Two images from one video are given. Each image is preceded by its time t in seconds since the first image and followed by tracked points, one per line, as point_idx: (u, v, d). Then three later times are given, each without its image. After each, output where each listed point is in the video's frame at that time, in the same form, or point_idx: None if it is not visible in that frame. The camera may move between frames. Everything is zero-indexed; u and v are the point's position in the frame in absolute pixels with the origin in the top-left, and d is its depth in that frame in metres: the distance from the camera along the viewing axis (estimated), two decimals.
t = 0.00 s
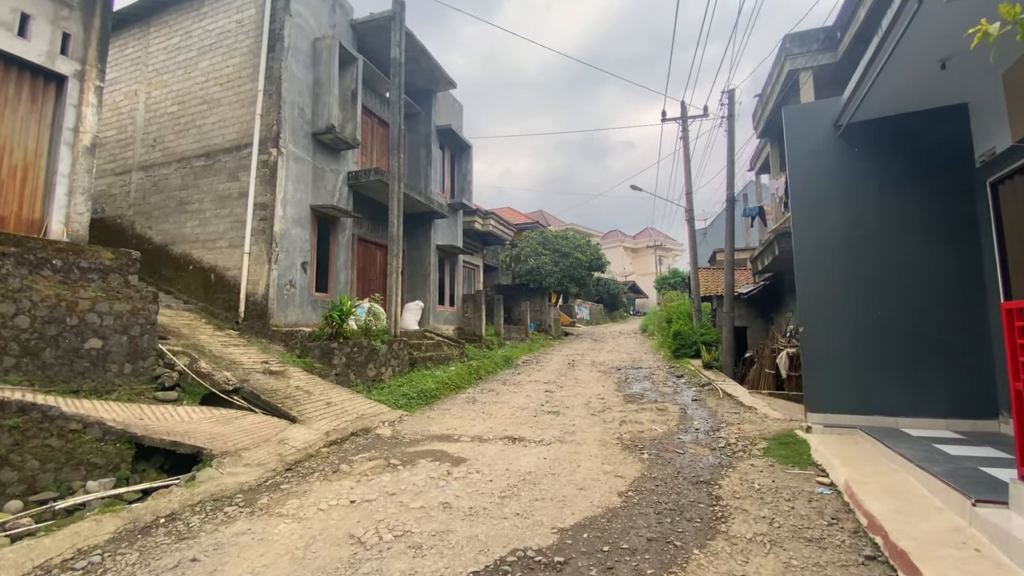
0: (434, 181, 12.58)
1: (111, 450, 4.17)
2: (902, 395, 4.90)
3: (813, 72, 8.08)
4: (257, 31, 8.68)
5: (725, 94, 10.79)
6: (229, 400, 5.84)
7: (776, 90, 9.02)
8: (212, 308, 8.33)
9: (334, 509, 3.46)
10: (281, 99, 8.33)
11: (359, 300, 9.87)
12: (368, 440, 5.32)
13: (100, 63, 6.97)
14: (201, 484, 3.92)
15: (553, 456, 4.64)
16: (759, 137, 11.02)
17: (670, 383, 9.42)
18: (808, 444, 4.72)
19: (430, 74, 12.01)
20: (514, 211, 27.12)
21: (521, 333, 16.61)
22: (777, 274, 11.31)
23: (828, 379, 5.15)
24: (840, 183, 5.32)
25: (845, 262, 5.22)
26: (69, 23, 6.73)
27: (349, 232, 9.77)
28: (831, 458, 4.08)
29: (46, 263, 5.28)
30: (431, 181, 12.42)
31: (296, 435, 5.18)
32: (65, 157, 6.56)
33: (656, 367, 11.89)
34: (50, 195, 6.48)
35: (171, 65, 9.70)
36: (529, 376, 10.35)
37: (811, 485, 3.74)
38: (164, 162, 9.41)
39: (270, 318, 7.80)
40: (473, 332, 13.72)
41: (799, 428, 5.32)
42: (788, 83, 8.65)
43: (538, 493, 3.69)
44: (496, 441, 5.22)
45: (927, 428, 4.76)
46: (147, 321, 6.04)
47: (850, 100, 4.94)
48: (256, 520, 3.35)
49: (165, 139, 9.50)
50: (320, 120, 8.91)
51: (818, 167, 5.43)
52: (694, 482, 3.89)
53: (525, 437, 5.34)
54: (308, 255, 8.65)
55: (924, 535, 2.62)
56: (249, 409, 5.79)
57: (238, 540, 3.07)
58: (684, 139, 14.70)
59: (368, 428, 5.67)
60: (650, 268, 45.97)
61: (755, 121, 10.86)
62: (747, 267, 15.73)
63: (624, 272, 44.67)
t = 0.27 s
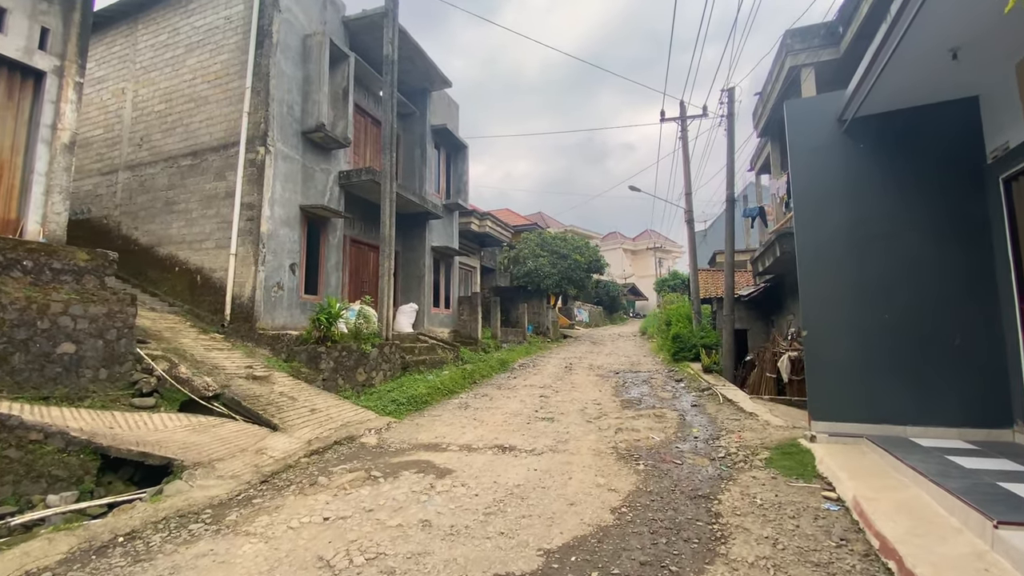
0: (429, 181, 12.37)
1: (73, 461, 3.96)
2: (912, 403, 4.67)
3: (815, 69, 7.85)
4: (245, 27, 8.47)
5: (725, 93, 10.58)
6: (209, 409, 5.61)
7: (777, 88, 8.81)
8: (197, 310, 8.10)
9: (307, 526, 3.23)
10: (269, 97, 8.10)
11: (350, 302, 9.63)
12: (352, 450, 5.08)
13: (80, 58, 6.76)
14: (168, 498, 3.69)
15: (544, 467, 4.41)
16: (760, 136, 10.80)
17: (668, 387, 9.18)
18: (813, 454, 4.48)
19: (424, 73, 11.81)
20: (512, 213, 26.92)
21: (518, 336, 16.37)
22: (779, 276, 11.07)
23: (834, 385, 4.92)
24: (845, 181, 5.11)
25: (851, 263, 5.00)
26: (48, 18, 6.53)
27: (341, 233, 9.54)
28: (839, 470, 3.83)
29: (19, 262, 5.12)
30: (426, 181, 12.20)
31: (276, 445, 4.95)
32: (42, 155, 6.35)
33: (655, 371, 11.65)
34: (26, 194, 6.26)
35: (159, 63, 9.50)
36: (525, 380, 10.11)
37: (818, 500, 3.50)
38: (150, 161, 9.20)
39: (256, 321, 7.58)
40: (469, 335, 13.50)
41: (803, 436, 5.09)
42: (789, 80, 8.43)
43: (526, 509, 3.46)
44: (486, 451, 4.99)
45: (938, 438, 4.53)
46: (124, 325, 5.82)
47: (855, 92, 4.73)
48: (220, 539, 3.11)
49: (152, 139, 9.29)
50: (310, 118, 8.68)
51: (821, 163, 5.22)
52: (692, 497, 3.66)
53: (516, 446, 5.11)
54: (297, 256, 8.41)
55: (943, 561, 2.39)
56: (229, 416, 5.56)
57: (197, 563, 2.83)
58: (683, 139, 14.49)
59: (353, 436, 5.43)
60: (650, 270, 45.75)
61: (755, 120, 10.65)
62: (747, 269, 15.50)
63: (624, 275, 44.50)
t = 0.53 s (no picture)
0: (422, 181, 12.14)
1: (28, 473, 3.73)
2: (919, 410, 4.42)
3: (816, 63, 7.63)
4: (231, 21, 8.25)
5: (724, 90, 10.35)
6: (184, 416, 5.36)
7: (776, 83, 8.59)
8: (180, 312, 7.86)
9: (270, 544, 2.98)
10: (254, 92, 7.86)
11: (339, 304, 9.38)
12: (331, 459, 4.82)
13: (56, 52, 6.53)
14: (126, 514, 3.44)
15: (532, 478, 4.15)
16: (760, 134, 10.58)
17: (666, 392, 8.93)
18: (818, 464, 4.22)
19: (418, 70, 11.60)
20: (510, 215, 26.71)
21: (514, 338, 16.12)
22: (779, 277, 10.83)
23: (837, 391, 4.68)
24: (848, 176, 4.88)
25: (854, 262, 4.77)
26: (22, 9, 6.30)
27: (330, 233, 9.30)
28: (846, 483, 3.58)
29: None
30: (419, 181, 11.98)
31: (251, 453, 4.69)
32: (14, 151, 6.11)
33: (653, 374, 11.40)
34: None
35: (144, 59, 9.27)
36: (519, 384, 9.87)
37: (825, 516, 3.24)
38: (135, 159, 8.96)
39: (240, 324, 7.33)
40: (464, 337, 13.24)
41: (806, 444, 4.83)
42: (789, 75, 8.20)
43: (509, 525, 3.21)
44: (472, 460, 4.74)
45: (948, 447, 4.28)
46: (97, 327, 5.57)
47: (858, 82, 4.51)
48: (173, 560, 2.86)
49: (136, 136, 9.05)
50: (297, 114, 8.44)
51: (824, 158, 4.99)
52: (688, 511, 3.40)
53: (504, 454, 4.85)
54: (283, 256, 8.17)
55: None
56: (204, 423, 5.31)
57: None
58: (682, 139, 14.27)
59: (333, 444, 5.18)
60: (650, 273, 45.53)
61: (755, 118, 10.43)
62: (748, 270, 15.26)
63: (623, 277, 44.30)
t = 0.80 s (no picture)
0: (416, 183, 11.91)
1: None
2: (928, 423, 4.19)
3: (817, 61, 7.42)
4: (216, 19, 8.03)
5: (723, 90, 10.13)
6: (156, 427, 5.11)
7: (776, 82, 8.37)
8: (162, 317, 7.60)
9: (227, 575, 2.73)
10: (240, 91, 7.62)
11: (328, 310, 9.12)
12: (308, 475, 4.56)
13: (31, 48, 6.30)
14: (78, 538, 3.18)
15: (518, 497, 3.89)
16: (760, 136, 10.35)
17: (664, 399, 8.67)
18: (823, 480, 3.97)
19: (411, 70, 11.39)
20: (507, 218, 26.48)
21: (511, 343, 15.86)
22: (780, 281, 10.58)
23: (841, 402, 4.44)
24: (853, 175, 4.65)
25: (858, 266, 4.54)
26: None
27: (318, 236, 9.06)
28: (854, 504, 3.32)
29: None
30: (413, 183, 11.74)
31: (222, 469, 4.44)
32: None
33: (651, 380, 11.15)
34: None
35: (129, 58, 9.04)
36: (513, 391, 9.61)
37: (832, 542, 2.99)
38: (118, 160, 8.72)
39: (222, 330, 7.08)
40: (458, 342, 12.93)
41: (810, 459, 4.57)
42: (790, 74, 7.98)
43: (490, 551, 2.96)
44: (456, 475, 4.49)
45: (962, 464, 4.02)
46: (66, 334, 5.34)
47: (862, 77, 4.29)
48: None
49: (120, 137, 8.81)
50: (285, 114, 8.19)
51: (826, 157, 4.77)
52: (685, 536, 3.14)
53: (491, 469, 4.59)
54: (269, 259, 7.92)
55: None
56: (177, 434, 5.07)
57: None
58: (680, 141, 14.06)
59: (311, 458, 4.93)
60: (649, 276, 45.31)
61: (754, 119, 10.21)
62: (747, 274, 15.03)
63: (622, 281, 44.08)
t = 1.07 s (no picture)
0: (410, 184, 11.70)
1: None
2: (939, 430, 3.96)
3: (818, 57, 7.22)
4: (203, 15, 7.82)
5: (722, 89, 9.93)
6: (127, 436, 4.87)
7: (777, 79, 8.17)
8: (144, 320, 7.35)
9: None
10: (226, 88, 7.41)
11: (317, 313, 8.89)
12: (285, 487, 4.32)
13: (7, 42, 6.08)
14: (26, 556, 2.93)
15: (505, 511, 3.64)
16: (759, 135, 10.15)
17: (662, 405, 8.42)
18: (830, 494, 3.72)
19: (405, 70, 11.20)
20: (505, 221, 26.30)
21: (507, 347, 15.61)
22: (781, 284, 10.36)
23: (848, 409, 4.20)
24: (859, 169, 4.44)
25: (865, 265, 4.31)
26: None
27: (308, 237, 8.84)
28: (867, 521, 3.08)
29: None
30: (407, 184, 11.53)
31: (193, 481, 4.19)
32: None
33: (649, 386, 10.91)
34: None
35: (116, 56, 8.83)
36: (508, 397, 9.37)
37: (845, 565, 2.74)
38: (103, 159, 8.48)
39: (205, 333, 6.84)
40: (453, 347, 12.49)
41: (815, 469, 4.33)
42: (790, 71, 7.79)
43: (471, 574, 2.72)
44: (442, 487, 4.24)
45: (976, 475, 3.80)
46: (36, 338, 5.10)
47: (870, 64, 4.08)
48: None
49: (105, 135, 8.58)
50: (273, 112, 7.99)
51: (831, 150, 4.56)
52: (685, 557, 2.90)
53: (478, 480, 4.35)
54: (255, 261, 7.69)
55: None
56: (149, 442, 4.84)
57: None
58: (678, 142, 13.87)
59: (290, 468, 4.69)
60: (649, 280, 45.13)
61: (754, 118, 10.02)
62: (747, 277, 14.81)
63: (621, 285, 43.90)
